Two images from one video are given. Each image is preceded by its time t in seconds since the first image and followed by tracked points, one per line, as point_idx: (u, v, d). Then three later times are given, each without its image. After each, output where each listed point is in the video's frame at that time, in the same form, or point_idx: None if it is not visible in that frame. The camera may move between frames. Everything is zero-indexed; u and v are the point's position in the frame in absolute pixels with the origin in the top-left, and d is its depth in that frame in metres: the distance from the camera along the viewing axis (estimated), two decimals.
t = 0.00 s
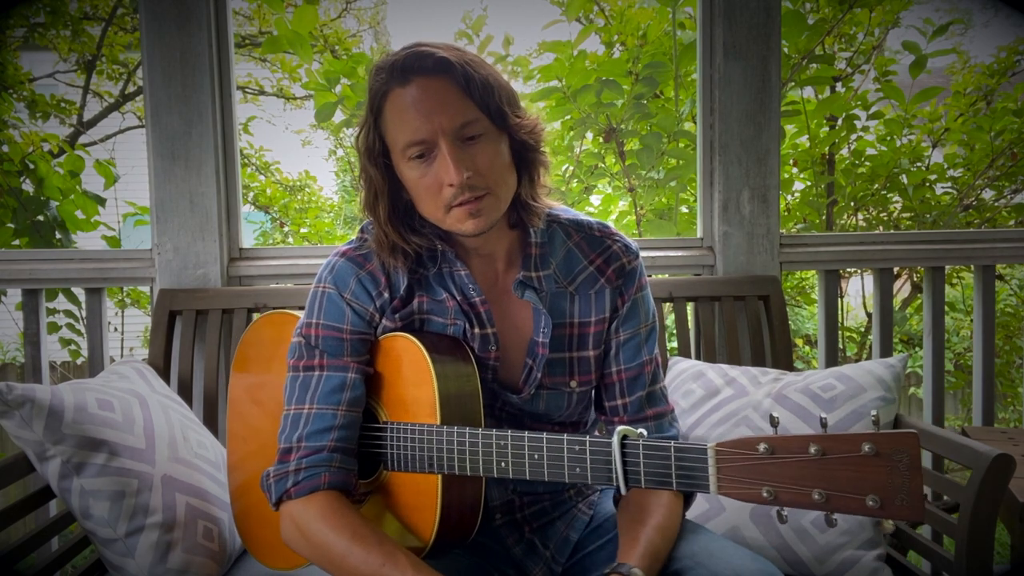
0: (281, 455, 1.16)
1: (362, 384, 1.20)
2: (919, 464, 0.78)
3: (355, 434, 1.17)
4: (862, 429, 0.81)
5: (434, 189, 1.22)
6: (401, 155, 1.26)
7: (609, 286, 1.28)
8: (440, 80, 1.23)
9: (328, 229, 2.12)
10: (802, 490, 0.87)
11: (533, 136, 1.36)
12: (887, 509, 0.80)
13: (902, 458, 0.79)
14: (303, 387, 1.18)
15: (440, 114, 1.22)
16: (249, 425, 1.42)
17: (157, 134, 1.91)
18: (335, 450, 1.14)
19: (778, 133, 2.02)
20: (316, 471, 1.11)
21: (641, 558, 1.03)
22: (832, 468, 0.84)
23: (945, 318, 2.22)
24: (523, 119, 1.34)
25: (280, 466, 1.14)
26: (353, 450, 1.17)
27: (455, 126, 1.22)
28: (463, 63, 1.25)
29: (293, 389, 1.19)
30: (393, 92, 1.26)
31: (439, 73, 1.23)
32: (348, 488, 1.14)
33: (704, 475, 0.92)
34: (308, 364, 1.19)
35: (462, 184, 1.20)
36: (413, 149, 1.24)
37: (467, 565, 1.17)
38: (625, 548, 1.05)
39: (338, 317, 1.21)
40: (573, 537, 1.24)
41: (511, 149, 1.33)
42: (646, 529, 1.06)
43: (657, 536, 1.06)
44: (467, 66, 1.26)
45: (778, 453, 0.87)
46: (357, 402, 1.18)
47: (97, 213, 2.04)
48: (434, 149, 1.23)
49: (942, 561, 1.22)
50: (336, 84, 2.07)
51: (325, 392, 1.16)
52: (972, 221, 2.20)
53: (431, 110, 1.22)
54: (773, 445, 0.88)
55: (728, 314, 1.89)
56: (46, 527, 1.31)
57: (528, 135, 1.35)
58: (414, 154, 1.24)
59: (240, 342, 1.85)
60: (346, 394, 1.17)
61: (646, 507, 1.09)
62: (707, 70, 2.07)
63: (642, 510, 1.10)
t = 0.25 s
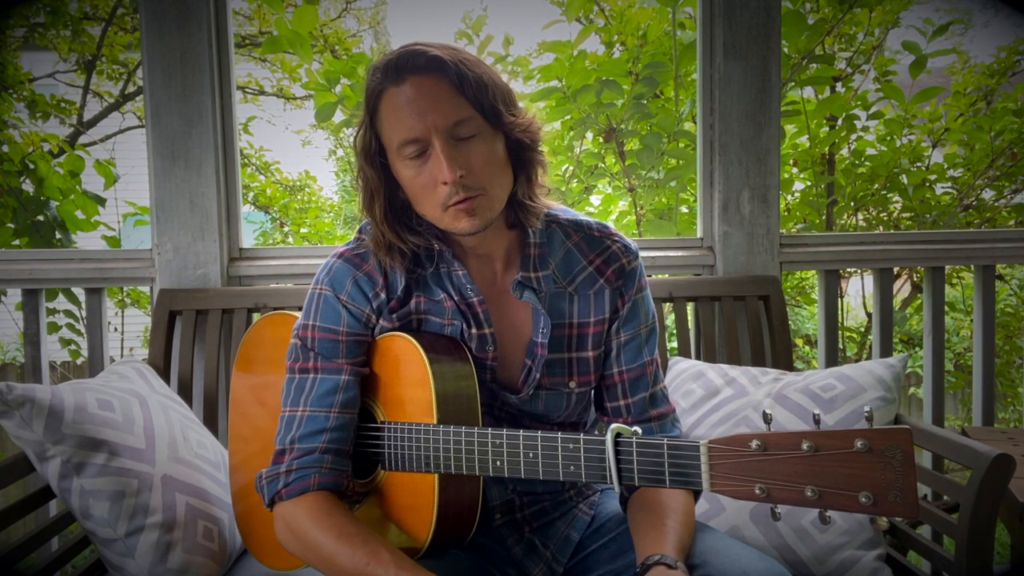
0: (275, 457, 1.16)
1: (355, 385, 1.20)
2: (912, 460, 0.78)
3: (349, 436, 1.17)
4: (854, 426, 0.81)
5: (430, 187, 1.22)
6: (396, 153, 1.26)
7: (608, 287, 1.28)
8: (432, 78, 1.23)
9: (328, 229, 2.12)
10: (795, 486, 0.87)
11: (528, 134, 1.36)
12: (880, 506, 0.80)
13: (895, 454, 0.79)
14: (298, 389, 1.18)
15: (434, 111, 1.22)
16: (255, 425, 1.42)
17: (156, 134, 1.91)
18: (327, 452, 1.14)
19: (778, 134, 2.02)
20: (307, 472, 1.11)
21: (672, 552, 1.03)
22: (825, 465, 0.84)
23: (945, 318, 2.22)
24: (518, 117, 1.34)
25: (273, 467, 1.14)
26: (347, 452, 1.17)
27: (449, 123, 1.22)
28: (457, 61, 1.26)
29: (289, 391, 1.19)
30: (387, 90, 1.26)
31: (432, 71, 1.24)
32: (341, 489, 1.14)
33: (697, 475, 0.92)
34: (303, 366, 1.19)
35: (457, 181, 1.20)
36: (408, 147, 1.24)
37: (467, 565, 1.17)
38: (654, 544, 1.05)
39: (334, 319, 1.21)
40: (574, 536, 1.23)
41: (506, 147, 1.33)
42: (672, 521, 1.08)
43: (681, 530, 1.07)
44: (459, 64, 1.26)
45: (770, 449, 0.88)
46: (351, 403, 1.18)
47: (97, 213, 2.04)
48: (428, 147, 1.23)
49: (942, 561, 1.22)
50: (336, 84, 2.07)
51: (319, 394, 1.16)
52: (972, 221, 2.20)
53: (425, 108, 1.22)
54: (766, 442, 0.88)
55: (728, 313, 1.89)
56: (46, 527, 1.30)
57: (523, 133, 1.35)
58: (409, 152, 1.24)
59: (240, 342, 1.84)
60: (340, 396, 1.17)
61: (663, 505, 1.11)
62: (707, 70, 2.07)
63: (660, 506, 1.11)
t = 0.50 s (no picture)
0: (274, 457, 1.16)
1: (354, 385, 1.20)
2: (909, 461, 0.77)
3: (347, 436, 1.17)
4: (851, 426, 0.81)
5: (431, 180, 1.22)
6: (397, 148, 1.27)
7: (608, 287, 1.27)
8: (434, 71, 1.24)
9: (328, 229, 2.12)
10: (792, 487, 0.86)
11: (527, 129, 1.37)
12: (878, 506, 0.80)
13: (892, 454, 0.78)
14: (297, 390, 1.18)
15: (435, 104, 1.23)
16: (257, 424, 1.42)
17: (157, 134, 1.91)
18: (325, 452, 1.14)
19: (778, 134, 2.02)
20: (304, 472, 1.12)
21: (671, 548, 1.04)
22: (822, 465, 0.84)
23: (945, 318, 2.22)
24: (517, 112, 1.35)
25: (271, 467, 1.14)
26: (345, 452, 1.17)
27: (451, 117, 1.23)
28: (458, 56, 1.27)
29: (287, 392, 1.19)
30: (388, 85, 1.27)
31: (433, 65, 1.25)
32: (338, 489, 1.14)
33: (695, 475, 0.91)
34: (302, 366, 1.19)
35: (459, 173, 1.20)
36: (409, 140, 1.24)
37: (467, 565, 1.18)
38: (653, 539, 1.05)
39: (334, 319, 1.21)
40: (574, 536, 1.23)
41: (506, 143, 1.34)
42: (672, 518, 1.09)
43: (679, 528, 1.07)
44: (461, 59, 1.27)
45: (767, 449, 0.87)
46: (349, 403, 1.17)
47: (97, 213, 2.04)
48: (430, 140, 1.23)
49: (942, 561, 1.22)
50: (337, 84, 2.07)
51: (317, 394, 1.16)
52: (972, 221, 2.20)
53: (426, 101, 1.23)
54: (763, 442, 0.87)
55: (728, 314, 1.89)
56: (46, 527, 1.30)
57: (523, 128, 1.36)
58: (410, 145, 1.24)
59: (240, 342, 1.85)
60: (338, 396, 1.17)
61: (660, 505, 1.11)
62: (707, 70, 2.07)
63: (659, 501, 1.12)
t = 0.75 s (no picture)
0: (278, 454, 1.15)
1: (360, 384, 1.20)
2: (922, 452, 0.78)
3: (354, 435, 1.17)
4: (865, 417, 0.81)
5: (434, 177, 1.23)
6: (400, 144, 1.27)
7: (609, 285, 1.27)
8: (438, 68, 1.25)
9: (328, 229, 2.12)
10: (807, 478, 0.87)
11: (529, 128, 1.37)
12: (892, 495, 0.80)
13: (906, 445, 0.79)
14: (301, 387, 1.18)
15: (439, 101, 1.23)
16: (249, 427, 1.41)
17: (156, 133, 1.91)
18: (334, 450, 1.14)
19: (778, 134, 2.02)
20: (315, 470, 1.12)
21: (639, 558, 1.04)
22: (837, 455, 0.85)
23: (945, 318, 2.22)
24: (520, 111, 1.36)
25: (278, 465, 1.14)
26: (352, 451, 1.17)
27: (454, 114, 1.23)
28: (462, 53, 1.28)
29: (291, 389, 1.18)
30: (391, 82, 1.27)
31: (437, 62, 1.25)
32: (346, 488, 1.14)
33: (709, 467, 0.92)
34: (306, 363, 1.19)
35: (462, 170, 1.20)
36: (413, 137, 1.25)
37: (467, 564, 1.18)
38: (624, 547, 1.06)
39: (337, 317, 1.21)
40: (572, 535, 1.23)
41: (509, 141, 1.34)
42: (648, 528, 1.07)
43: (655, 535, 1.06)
44: (465, 57, 1.28)
45: (782, 442, 0.88)
46: (356, 402, 1.18)
47: (97, 213, 2.04)
48: (433, 137, 1.23)
49: (942, 561, 1.22)
50: (336, 84, 2.07)
51: (323, 392, 1.17)
52: (972, 221, 2.20)
53: (430, 99, 1.23)
54: (777, 435, 0.88)
55: (728, 314, 1.89)
56: (46, 527, 1.30)
57: (526, 126, 1.36)
58: (414, 142, 1.24)
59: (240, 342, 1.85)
60: (345, 394, 1.17)
61: (648, 507, 1.09)
62: (707, 70, 2.07)
63: (645, 507, 1.10)
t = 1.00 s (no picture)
0: (277, 452, 1.16)
1: (359, 382, 1.20)
2: (917, 450, 0.81)
3: (352, 433, 1.17)
4: (861, 417, 0.84)
5: (441, 170, 1.23)
6: (407, 137, 1.27)
7: (610, 285, 1.27)
8: (446, 63, 1.26)
9: (328, 229, 2.12)
10: (802, 477, 0.90)
11: (535, 126, 1.40)
12: (886, 494, 0.83)
13: (900, 444, 0.82)
14: (300, 385, 1.18)
15: (447, 94, 1.24)
16: (252, 425, 1.42)
17: (157, 133, 1.91)
18: (331, 448, 1.14)
19: (778, 134, 2.02)
20: (312, 468, 1.12)
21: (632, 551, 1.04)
22: (831, 456, 0.88)
23: (945, 317, 2.22)
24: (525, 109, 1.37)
25: (276, 463, 1.14)
26: (350, 449, 1.17)
27: (462, 108, 1.24)
28: (470, 49, 1.29)
29: (290, 387, 1.19)
30: (399, 77, 1.28)
31: (446, 57, 1.26)
32: (343, 486, 1.14)
33: (704, 466, 0.95)
34: (306, 362, 1.19)
35: (470, 163, 1.21)
36: (420, 130, 1.25)
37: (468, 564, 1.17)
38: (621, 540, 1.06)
39: (338, 316, 1.21)
40: (574, 536, 1.23)
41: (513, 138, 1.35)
42: (644, 521, 1.07)
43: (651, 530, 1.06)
44: (473, 54, 1.30)
45: (777, 441, 0.91)
46: (354, 401, 1.18)
47: (97, 213, 2.04)
48: (440, 130, 1.24)
49: (942, 561, 1.22)
50: (336, 84, 2.07)
51: (322, 391, 1.16)
52: (972, 221, 2.20)
53: (438, 92, 1.24)
54: (773, 434, 0.91)
55: (728, 314, 1.89)
56: (46, 527, 1.30)
57: (530, 122, 1.39)
58: (421, 135, 1.25)
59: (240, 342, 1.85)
60: (344, 393, 1.17)
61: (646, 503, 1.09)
62: (707, 70, 2.07)
63: (643, 503, 1.09)
